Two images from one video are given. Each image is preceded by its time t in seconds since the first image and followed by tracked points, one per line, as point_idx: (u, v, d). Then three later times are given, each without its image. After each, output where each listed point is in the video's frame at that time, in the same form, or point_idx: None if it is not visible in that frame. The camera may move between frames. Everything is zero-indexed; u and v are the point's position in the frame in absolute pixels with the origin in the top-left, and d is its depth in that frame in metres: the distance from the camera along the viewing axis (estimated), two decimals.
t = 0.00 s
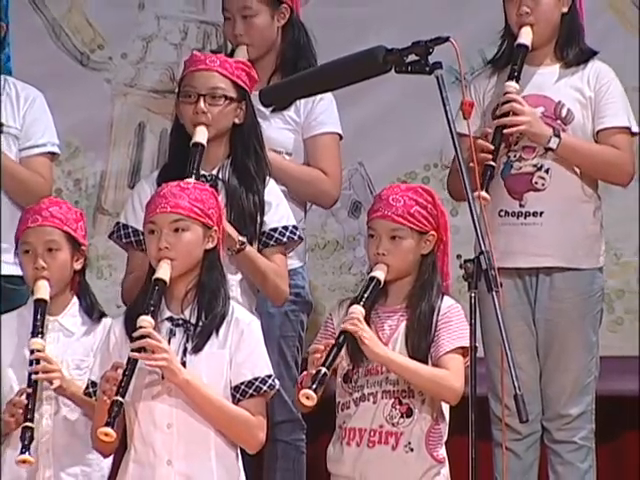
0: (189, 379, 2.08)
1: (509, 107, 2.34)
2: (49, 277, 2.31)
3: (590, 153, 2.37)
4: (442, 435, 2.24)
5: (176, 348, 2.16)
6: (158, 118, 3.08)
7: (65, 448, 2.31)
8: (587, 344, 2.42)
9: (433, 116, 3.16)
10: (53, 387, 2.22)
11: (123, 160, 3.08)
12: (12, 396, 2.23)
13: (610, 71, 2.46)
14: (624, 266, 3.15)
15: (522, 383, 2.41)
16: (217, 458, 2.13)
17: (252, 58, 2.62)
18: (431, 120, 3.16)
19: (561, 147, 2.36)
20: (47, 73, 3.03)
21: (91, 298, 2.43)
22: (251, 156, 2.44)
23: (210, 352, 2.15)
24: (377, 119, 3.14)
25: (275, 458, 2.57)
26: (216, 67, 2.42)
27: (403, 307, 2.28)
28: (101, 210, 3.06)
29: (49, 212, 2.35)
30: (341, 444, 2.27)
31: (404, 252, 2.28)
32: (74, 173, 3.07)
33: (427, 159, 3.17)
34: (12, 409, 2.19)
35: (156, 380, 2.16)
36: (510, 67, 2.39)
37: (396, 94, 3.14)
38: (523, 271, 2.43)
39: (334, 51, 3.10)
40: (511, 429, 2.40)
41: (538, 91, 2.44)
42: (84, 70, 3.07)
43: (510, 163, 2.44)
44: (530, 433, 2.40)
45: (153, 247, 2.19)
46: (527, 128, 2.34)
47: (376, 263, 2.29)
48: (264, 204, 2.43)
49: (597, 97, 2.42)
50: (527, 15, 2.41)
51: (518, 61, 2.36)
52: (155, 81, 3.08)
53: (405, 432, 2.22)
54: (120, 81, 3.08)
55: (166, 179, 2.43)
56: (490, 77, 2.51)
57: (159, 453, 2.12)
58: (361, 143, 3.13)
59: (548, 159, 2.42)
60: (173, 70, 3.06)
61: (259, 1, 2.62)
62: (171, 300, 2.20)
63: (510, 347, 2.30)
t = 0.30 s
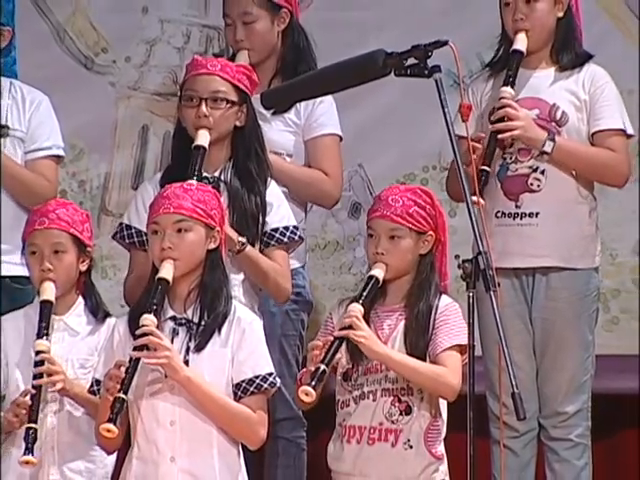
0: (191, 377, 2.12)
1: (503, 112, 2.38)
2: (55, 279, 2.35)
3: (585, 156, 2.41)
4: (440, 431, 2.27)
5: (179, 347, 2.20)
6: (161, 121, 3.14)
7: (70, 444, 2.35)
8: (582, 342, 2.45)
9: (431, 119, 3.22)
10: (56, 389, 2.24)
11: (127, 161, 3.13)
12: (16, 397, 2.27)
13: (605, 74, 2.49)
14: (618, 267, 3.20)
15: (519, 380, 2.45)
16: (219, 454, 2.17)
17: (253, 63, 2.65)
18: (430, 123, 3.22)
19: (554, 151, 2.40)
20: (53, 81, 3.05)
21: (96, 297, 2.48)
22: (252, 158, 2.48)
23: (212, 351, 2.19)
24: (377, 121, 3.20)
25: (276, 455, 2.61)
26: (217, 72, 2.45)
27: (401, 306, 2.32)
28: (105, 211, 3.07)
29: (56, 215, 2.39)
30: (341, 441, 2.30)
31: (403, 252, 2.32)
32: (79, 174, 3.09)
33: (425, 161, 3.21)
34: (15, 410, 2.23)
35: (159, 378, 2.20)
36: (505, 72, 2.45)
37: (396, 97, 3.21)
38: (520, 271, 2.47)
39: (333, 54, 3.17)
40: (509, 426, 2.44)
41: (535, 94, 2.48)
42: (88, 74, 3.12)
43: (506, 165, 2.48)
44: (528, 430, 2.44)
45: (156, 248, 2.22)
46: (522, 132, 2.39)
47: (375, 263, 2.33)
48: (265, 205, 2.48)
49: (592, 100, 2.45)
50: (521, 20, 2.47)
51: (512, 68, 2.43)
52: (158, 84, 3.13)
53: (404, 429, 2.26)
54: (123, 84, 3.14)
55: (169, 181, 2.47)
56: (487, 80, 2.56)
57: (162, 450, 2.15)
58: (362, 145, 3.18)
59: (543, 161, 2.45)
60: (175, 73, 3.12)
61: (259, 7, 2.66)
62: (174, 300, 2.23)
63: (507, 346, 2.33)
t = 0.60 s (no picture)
0: (193, 375, 2.15)
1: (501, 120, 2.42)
2: (60, 279, 2.39)
3: (580, 157, 2.45)
4: (438, 427, 2.31)
5: (182, 346, 2.24)
6: (165, 123, 3.18)
7: (74, 441, 2.38)
8: (578, 341, 2.49)
9: (430, 121, 3.27)
10: (60, 387, 2.28)
11: (131, 163, 3.20)
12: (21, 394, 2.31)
13: (598, 76, 2.53)
14: (614, 267, 3.28)
15: (516, 377, 2.49)
16: (221, 451, 2.21)
17: (255, 66, 2.70)
18: (428, 125, 3.28)
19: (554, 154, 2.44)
20: (57, 83, 3.08)
21: (99, 297, 2.51)
22: (253, 159, 2.52)
23: (215, 349, 2.23)
24: (377, 124, 3.25)
25: (277, 451, 2.65)
26: (220, 74, 2.49)
27: (400, 306, 2.36)
28: (110, 212, 3.11)
29: (61, 215, 2.43)
30: (342, 438, 2.33)
31: (402, 251, 2.36)
32: (83, 176, 3.16)
33: (424, 163, 3.29)
34: (20, 407, 2.27)
35: (162, 376, 2.23)
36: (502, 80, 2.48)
37: (395, 99, 3.26)
38: (516, 271, 2.51)
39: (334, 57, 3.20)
40: (506, 423, 2.48)
41: (531, 97, 2.51)
42: (93, 77, 3.18)
43: (502, 167, 2.52)
44: (524, 427, 2.47)
45: (159, 248, 2.26)
46: (518, 141, 2.42)
47: (374, 262, 2.37)
48: (266, 204, 2.52)
49: (587, 102, 2.49)
50: (517, 26, 2.49)
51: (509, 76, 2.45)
52: (162, 87, 3.18)
53: (403, 426, 2.29)
54: (127, 87, 3.20)
55: (172, 181, 2.51)
56: (486, 83, 2.59)
57: (165, 446, 2.19)
58: (362, 148, 3.24)
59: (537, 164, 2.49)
60: (178, 76, 3.17)
61: (261, 10, 2.70)
62: (177, 299, 2.27)
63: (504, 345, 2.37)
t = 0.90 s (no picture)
0: (197, 374, 2.19)
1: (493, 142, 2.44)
2: (62, 280, 2.42)
3: (575, 163, 2.47)
4: (438, 426, 2.35)
5: (185, 345, 2.27)
6: (167, 125, 3.28)
7: (77, 439, 2.40)
8: (578, 341, 2.51)
9: (429, 124, 3.31)
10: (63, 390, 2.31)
11: (134, 165, 3.28)
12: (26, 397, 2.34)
13: (588, 78, 2.53)
14: (610, 267, 3.34)
15: (515, 376, 2.51)
16: (224, 449, 2.24)
17: (256, 69, 2.73)
18: (427, 128, 3.30)
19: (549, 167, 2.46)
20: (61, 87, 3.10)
21: (101, 298, 2.54)
22: (254, 161, 2.55)
23: (217, 349, 2.26)
24: (376, 126, 3.30)
25: (278, 448, 2.69)
26: (222, 78, 2.52)
27: (399, 306, 2.39)
28: (114, 213, 3.26)
29: (64, 217, 2.46)
30: (342, 436, 2.37)
31: (401, 254, 2.40)
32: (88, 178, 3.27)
33: (423, 165, 3.31)
34: (26, 411, 2.29)
35: (166, 375, 2.26)
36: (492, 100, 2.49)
37: (394, 102, 3.31)
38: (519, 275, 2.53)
39: (333, 60, 3.33)
40: (505, 420, 2.51)
41: (523, 107, 2.53)
42: (98, 80, 3.27)
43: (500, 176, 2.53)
44: (523, 424, 2.50)
45: (162, 249, 2.30)
46: (512, 164, 2.44)
47: (374, 266, 2.40)
48: (267, 205, 2.55)
49: (578, 109, 2.49)
50: (501, 46, 2.51)
51: (498, 95, 2.47)
52: (165, 89, 3.28)
53: (403, 425, 2.32)
54: (131, 90, 3.28)
55: (175, 182, 2.54)
56: (475, 95, 2.63)
57: (168, 444, 2.22)
58: (362, 150, 3.30)
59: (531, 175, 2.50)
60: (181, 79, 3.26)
61: (262, 14, 2.74)
62: (180, 299, 2.31)
63: (504, 345, 2.39)
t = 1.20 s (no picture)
0: (200, 376, 2.22)
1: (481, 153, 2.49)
2: (67, 272, 2.45)
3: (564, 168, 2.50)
4: (436, 424, 2.38)
5: (187, 344, 2.31)
6: (170, 128, 3.35)
7: (78, 432, 2.43)
8: (575, 340, 2.55)
9: (427, 127, 3.37)
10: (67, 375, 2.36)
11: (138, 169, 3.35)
12: (28, 383, 2.35)
13: (577, 85, 2.56)
14: (607, 267, 3.39)
15: (514, 376, 2.56)
16: (226, 446, 2.28)
17: (256, 75, 2.78)
18: (426, 131, 3.37)
19: (536, 176, 2.50)
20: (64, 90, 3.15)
21: (102, 296, 2.56)
22: (256, 164, 2.59)
23: (219, 349, 2.30)
24: (376, 129, 3.37)
25: (280, 445, 2.72)
26: (223, 80, 2.57)
27: (398, 305, 2.44)
28: (118, 215, 3.32)
29: (71, 212, 2.50)
30: (343, 434, 2.41)
31: (399, 246, 2.43)
32: (93, 180, 3.33)
33: (422, 167, 3.37)
34: (27, 393, 2.31)
35: (168, 376, 2.30)
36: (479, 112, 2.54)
37: (394, 106, 3.38)
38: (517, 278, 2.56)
39: (332, 64, 3.44)
40: (504, 418, 2.54)
41: (512, 118, 2.58)
42: (102, 84, 3.34)
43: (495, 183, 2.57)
44: (521, 422, 2.53)
45: (165, 250, 2.34)
46: (497, 176, 2.49)
47: (373, 253, 2.44)
48: (269, 207, 2.59)
49: (566, 117, 2.53)
50: (488, 57, 2.56)
51: (485, 106, 2.51)
52: (168, 93, 3.36)
53: (402, 423, 2.36)
54: (134, 94, 3.36)
55: (177, 184, 2.58)
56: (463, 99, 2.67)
57: (170, 442, 2.26)
58: (362, 152, 3.36)
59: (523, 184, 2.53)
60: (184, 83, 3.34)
61: (262, 20, 2.78)
62: (182, 300, 2.35)
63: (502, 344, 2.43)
